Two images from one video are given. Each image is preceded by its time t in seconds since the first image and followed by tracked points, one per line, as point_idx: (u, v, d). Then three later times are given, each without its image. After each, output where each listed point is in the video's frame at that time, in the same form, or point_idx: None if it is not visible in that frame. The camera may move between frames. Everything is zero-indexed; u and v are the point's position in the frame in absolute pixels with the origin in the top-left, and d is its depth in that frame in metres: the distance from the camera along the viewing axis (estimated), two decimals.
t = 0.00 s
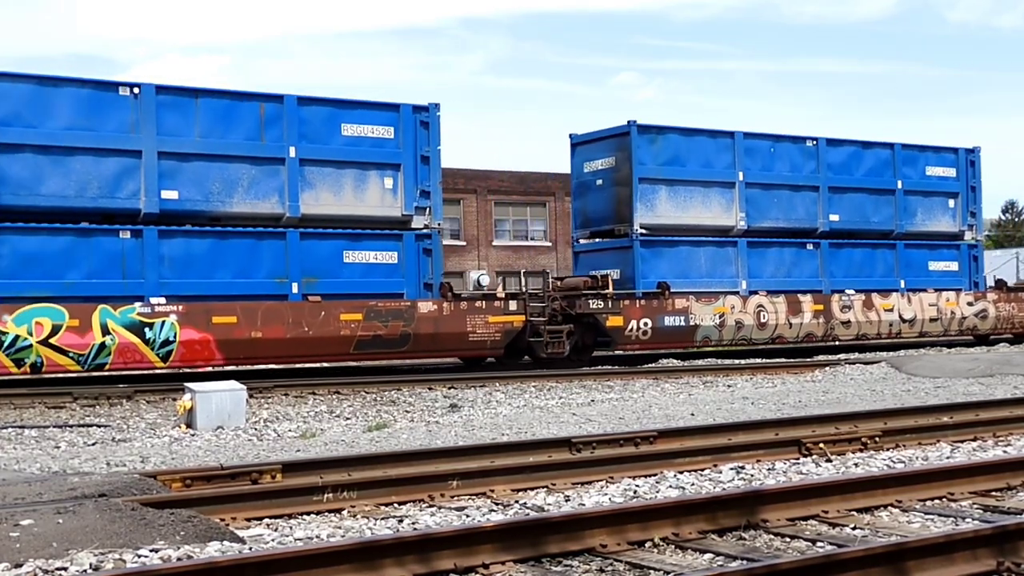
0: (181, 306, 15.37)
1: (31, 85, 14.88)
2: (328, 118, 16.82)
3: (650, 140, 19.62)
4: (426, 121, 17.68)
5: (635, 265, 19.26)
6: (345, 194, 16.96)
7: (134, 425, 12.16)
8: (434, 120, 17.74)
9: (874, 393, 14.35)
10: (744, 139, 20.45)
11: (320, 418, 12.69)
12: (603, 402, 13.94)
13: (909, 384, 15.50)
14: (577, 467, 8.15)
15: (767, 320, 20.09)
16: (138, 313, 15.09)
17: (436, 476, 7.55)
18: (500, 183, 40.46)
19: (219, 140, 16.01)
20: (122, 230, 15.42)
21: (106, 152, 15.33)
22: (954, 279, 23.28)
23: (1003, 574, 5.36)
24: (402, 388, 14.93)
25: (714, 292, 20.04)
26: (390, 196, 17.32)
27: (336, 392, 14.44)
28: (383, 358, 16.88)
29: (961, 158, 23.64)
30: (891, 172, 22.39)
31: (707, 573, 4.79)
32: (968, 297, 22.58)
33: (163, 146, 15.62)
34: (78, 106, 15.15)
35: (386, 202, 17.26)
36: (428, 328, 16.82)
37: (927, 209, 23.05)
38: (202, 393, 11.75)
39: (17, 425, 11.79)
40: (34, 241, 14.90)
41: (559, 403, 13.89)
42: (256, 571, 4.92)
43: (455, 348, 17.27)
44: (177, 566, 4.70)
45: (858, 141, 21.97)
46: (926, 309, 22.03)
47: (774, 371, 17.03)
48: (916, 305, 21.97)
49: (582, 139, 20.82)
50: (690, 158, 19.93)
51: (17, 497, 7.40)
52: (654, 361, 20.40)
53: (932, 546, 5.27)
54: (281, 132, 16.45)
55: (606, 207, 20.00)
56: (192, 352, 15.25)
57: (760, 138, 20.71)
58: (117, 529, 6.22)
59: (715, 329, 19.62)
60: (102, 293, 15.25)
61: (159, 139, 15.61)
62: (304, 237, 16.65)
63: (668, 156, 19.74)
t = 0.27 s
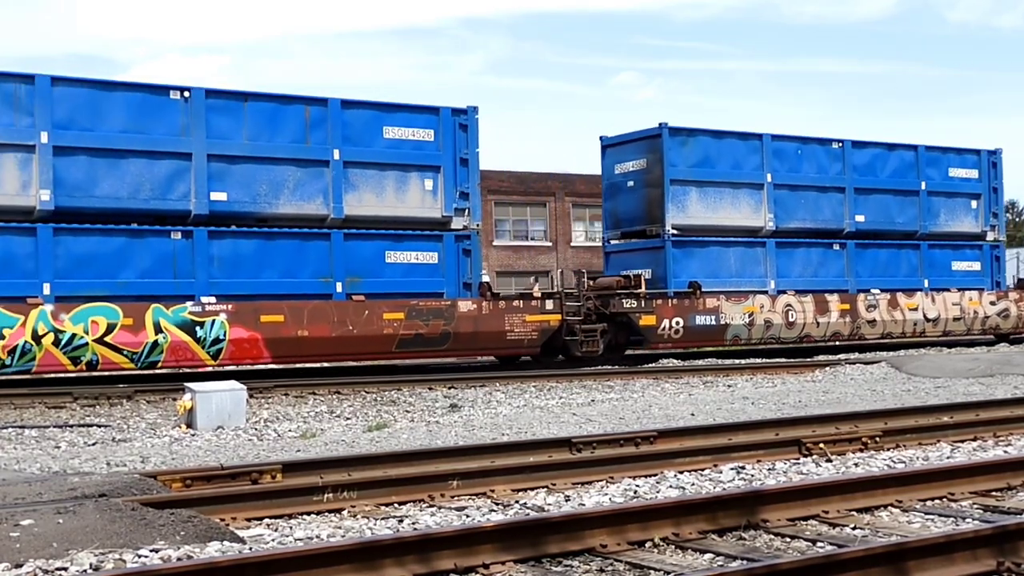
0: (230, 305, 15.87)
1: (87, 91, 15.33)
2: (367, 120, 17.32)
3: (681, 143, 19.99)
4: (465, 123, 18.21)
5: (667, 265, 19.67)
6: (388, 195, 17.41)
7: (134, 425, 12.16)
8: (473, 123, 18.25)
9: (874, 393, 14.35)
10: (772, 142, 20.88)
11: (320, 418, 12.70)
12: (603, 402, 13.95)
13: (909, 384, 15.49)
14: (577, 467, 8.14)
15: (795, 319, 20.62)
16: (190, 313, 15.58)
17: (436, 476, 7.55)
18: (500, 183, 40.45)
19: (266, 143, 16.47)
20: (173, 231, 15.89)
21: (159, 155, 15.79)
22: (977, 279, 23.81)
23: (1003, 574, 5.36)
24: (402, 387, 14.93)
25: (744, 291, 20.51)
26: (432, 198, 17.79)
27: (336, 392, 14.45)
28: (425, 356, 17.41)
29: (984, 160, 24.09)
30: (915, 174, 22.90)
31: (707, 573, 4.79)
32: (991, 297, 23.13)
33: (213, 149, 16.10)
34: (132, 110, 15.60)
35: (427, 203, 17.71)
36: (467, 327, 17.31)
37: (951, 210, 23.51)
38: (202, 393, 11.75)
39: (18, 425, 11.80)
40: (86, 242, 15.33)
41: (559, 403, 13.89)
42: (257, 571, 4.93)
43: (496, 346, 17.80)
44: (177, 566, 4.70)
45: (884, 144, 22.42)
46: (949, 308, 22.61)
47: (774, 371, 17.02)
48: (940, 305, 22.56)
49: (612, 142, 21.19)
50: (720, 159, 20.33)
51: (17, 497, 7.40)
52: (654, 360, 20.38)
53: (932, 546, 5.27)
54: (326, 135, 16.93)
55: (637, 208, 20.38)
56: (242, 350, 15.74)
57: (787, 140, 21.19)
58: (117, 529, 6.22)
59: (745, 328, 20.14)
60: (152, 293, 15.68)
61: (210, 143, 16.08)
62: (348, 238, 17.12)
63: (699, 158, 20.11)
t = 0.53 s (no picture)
0: (277, 305, 16.58)
1: (137, 94, 16.04)
2: (411, 123, 18.03)
3: (710, 144, 20.59)
4: (502, 126, 18.90)
5: (697, 265, 20.32)
6: (428, 196, 18.14)
7: (134, 425, 12.16)
8: (510, 125, 18.95)
9: (874, 393, 14.35)
10: (800, 143, 21.52)
11: (320, 418, 12.69)
12: (603, 402, 13.94)
13: (909, 384, 15.49)
14: (577, 468, 8.14)
15: (821, 317, 21.23)
16: (238, 311, 16.28)
17: (436, 476, 7.55)
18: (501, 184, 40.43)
19: (311, 145, 17.18)
20: (222, 231, 16.61)
21: (208, 157, 16.51)
22: (999, 278, 24.34)
23: (1003, 574, 5.36)
24: (402, 387, 14.93)
25: (772, 291, 21.11)
26: (471, 199, 18.53)
27: (336, 392, 14.44)
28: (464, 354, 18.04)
29: (1005, 161, 24.68)
30: (938, 174, 23.54)
31: (707, 573, 4.79)
32: (1013, 297, 23.67)
33: (260, 151, 16.81)
34: (182, 113, 16.33)
35: (466, 204, 18.45)
36: (505, 326, 17.98)
37: (972, 210, 24.12)
38: (202, 393, 11.75)
39: (17, 425, 11.80)
40: (140, 243, 16.08)
41: (558, 403, 13.89)
42: (256, 571, 4.92)
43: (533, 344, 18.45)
44: (176, 566, 4.70)
45: (908, 146, 23.07)
46: (971, 307, 23.15)
47: (774, 371, 17.03)
48: (963, 304, 23.07)
49: (642, 143, 21.85)
50: (749, 161, 20.99)
51: (17, 497, 7.40)
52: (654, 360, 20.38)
53: (932, 546, 5.27)
54: (368, 137, 17.65)
55: (668, 208, 21.05)
56: (287, 348, 16.45)
57: (814, 142, 21.83)
58: (116, 529, 6.22)
59: (773, 327, 20.75)
60: (203, 292, 16.40)
61: (257, 145, 16.80)
62: (390, 238, 17.80)
63: (729, 159, 20.76)
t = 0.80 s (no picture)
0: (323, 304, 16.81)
1: (189, 98, 16.29)
2: (451, 126, 18.22)
3: (739, 147, 20.72)
4: (539, 129, 19.01)
5: (727, 265, 20.47)
6: (467, 198, 18.30)
7: (134, 425, 12.16)
8: (546, 129, 19.08)
9: (874, 393, 14.34)
10: (826, 145, 21.71)
11: (320, 418, 12.69)
12: (603, 402, 13.94)
13: (909, 384, 15.48)
14: (577, 468, 8.14)
15: (848, 317, 21.38)
16: (286, 309, 16.52)
17: (436, 476, 7.55)
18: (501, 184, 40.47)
19: (354, 148, 17.42)
20: (268, 232, 16.80)
21: (256, 159, 16.74)
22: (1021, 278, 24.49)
23: (1003, 574, 5.36)
24: (402, 388, 14.93)
25: (801, 291, 21.22)
26: (508, 200, 18.67)
27: (336, 392, 14.44)
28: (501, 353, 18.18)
29: None
30: (960, 176, 23.72)
31: (707, 574, 4.79)
32: None
33: (306, 153, 17.04)
34: (231, 116, 16.56)
35: (504, 206, 18.60)
36: (542, 325, 18.17)
37: (994, 211, 24.27)
38: (202, 393, 11.75)
39: (17, 425, 11.80)
40: (190, 243, 16.30)
41: (558, 403, 13.89)
42: (256, 571, 4.92)
43: (569, 343, 18.61)
44: (176, 566, 4.70)
45: (931, 148, 23.24)
46: (994, 306, 23.41)
47: (774, 371, 17.03)
48: (985, 304, 23.35)
49: (671, 145, 22.06)
50: (777, 163, 21.13)
51: (17, 497, 7.40)
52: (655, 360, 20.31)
53: (932, 546, 5.27)
54: (409, 140, 17.85)
55: (697, 210, 21.21)
56: (333, 347, 16.74)
57: (840, 144, 22.04)
58: (117, 529, 6.22)
59: (801, 326, 20.92)
60: (251, 292, 16.63)
61: (303, 147, 17.03)
62: (430, 238, 17.94)
63: (758, 161, 20.89)
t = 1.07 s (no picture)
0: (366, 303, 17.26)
1: (237, 102, 16.85)
2: (490, 129, 18.77)
3: (766, 149, 21.05)
4: (573, 131, 19.64)
5: (755, 265, 20.78)
6: (504, 199, 18.88)
7: (134, 425, 12.16)
8: (579, 131, 19.68)
9: (874, 393, 14.35)
10: (852, 147, 22.05)
11: (320, 418, 12.70)
12: (603, 402, 13.94)
13: (909, 384, 15.48)
14: (576, 468, 8.14)
15: (873, 316, 21.56)
16: (331, 309, 16.96)
17: (436, 476, 7.55)
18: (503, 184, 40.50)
19: (397, 150, 17.99)
20: (314, 233, 17.33)
21: (303, 162, 17.30)
22: None
23: (1003, 574, 5.36)
24: (402, 387, 14.93)
25: (827, 290, 21.46)
26: (544, 201, 19.27)
27: (336, 392, 14.45)
28: (537, 351, 18.60)
29: None
30: (982, 177, 23.88)
31: (707, 574, 4.79)
32: None
33: (350, 156, 17.63)
34: (276, 120, 17.11)
35: (540, 207, 19.19)
36: (578, 324, 18.60)
37: (1016, 212, 24.42)
38: (202, 392, 11.76)
39: (18, 425, 11.80)
40: (239, 244, 16.82)
41: (558, 403, 13.89)
42: (256, 571, 4.93)
43: (604, 342, 18.99)
44: (176, 566, 4.70)
45: (953, 149, 23.42)
46: (1015, 306, 23.53)
47: (774, 371, 17.03)
48: (1007, 304, 23.44)
49: (698, 147, 22.33)
50: (803, 165, 21.48)
51: (17, 497, 7.41)
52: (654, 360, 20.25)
53: (932, 546, 5.27)
54: (449, 142, 18.41)
55: (724, 211, 21.50)
56: (376, 346, 17.15)
57: (865, 147, 22.33)
58: (116, 529, 6.22)
59: (827, 325, 21.11)
60: (296, 292, 17.09)
61: (347, 150, 17.61)
62: (469, 239, 18.48)
63: (785, 162, 21.23)
